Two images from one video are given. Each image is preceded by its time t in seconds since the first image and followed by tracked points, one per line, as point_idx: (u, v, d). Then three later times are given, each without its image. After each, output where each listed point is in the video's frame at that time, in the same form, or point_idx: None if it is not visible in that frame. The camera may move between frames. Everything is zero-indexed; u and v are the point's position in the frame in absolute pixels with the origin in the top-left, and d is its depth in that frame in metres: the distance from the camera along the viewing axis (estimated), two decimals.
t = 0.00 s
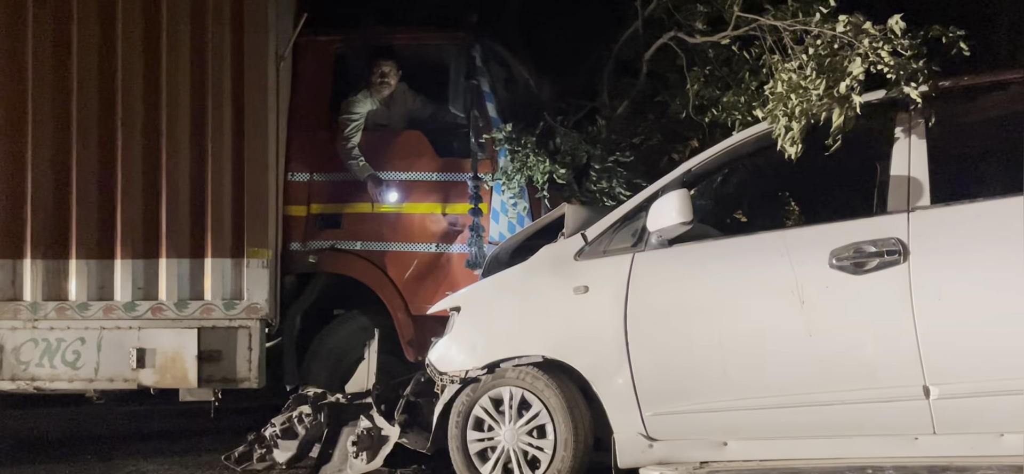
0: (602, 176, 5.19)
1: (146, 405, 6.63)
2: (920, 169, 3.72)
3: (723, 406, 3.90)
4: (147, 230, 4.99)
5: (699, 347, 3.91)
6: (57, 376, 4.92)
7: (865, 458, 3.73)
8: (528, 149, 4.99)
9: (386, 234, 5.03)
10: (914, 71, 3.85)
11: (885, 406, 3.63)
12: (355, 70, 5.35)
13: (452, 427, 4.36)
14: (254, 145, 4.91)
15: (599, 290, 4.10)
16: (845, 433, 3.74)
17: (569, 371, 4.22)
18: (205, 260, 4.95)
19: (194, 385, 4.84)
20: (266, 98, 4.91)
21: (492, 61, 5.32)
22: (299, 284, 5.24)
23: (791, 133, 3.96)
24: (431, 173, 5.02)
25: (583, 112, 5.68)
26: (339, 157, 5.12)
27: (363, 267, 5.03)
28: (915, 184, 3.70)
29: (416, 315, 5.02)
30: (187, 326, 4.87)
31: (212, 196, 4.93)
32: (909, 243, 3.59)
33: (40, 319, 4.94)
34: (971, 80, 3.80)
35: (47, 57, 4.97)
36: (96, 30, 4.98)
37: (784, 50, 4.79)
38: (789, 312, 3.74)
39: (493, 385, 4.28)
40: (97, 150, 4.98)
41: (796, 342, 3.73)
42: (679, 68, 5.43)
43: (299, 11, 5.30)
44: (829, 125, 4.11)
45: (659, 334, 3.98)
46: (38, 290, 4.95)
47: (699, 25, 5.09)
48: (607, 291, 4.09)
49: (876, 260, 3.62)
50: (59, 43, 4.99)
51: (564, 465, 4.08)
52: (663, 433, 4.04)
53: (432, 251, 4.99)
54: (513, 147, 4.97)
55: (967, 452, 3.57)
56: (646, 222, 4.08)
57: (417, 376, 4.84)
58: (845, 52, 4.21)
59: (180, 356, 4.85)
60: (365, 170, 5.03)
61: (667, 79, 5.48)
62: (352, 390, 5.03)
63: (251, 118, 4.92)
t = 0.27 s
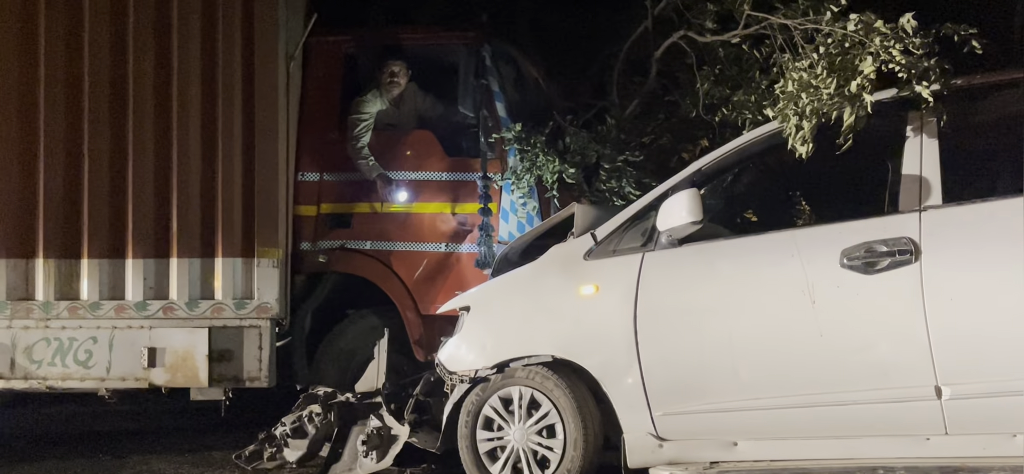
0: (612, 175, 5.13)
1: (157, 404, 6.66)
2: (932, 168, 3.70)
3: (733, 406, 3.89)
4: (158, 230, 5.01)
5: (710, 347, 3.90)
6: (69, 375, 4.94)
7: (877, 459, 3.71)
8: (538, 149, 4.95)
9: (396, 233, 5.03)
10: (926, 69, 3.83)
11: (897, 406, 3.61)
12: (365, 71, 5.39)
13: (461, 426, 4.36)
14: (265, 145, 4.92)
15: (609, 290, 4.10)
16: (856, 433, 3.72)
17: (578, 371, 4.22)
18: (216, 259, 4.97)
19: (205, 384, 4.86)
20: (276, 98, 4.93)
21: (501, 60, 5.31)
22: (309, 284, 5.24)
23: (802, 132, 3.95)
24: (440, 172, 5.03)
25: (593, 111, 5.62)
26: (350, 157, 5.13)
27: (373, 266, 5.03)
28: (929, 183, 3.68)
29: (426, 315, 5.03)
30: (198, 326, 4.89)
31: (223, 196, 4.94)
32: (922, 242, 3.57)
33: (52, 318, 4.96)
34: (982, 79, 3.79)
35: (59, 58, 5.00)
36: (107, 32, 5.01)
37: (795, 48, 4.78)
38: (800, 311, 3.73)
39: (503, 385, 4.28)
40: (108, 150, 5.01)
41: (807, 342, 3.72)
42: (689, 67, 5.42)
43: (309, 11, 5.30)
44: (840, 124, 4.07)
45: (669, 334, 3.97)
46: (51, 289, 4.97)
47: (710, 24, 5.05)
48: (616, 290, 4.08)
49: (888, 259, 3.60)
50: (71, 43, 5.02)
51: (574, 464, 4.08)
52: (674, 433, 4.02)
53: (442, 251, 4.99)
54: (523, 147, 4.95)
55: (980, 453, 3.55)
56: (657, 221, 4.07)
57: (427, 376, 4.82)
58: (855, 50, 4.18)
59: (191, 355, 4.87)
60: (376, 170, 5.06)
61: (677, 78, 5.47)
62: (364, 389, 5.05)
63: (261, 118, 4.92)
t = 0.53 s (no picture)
0: (617, 174, 5.12)
1: (161, 403, 6.67)
2: (938, 168, 3.68)
3: (737, 406, 3.88)
4: (163, 229, 5.02)
5: (714, 347, 3.89)
6: (74, 373, 4.95)
7: (881, 459, 3.70)
8: (542, 148, 4.98)
9: (400, 233, 5.04)
10: (932, 69, 3.82)
11: (902, 407, 3.60)
12: (370, 72, 5.43)
13: (465, 425, 4.36)
14: (269, 144, 4.92)
15: (612, 289, 4.09)
16: (861, 433, 3.70)
17: (582, 370, 4.21)
18: (220, 258, 4.97)
19: (209, 383, 4.86)
20: (281, 97, 4.93)
21: (506, 59, 5.31)
22: (314, 283, 5.24)
23: (807, 132, 3.92)
24: (444, 172, 5.03)
25: (598, 111, 5.63)
26: (354, 156, 5.14)
27: (377, 266, 5.03)
28: (936, 183, 3.66)
29: (429, 314, 5.01)
30: (203, 324, 4.89)
31: (227, 196, 4.94)
32: (927, 243, 3.56)
33: (57, 317, 4.97)
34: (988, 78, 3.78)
35: (64, 57, 5.01)
36: (113, 31, 5.02)
37: (800, 48, 4.77)
38: (805, 311, 3.72)
39: (507, 384, 4.28)
40: (114, 149, 5.02)
41: (812, 342, 3.71)
42: (693, 67, 5.37)
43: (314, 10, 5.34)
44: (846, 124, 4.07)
45: (673, 334, 3.96)
46: (56, 288, 4.99)
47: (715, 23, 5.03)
48: (621, 290, 4.08)
49: (893, 260, 3.59)
50: (76, 42, 5.03)
51: (578, 464, 4.07)
52: (678, 433, 4.02)
53: (446, 250, 5.00)
54: (527, 146, 4.96)
55: (986, 454, 3.53)
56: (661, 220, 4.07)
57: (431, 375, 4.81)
58: (861, 49, 4.16)
59: (196, 353, 4.88)
60: (379, 170, 5.03)
61: (682, 77, 5.46)
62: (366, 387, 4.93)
63: (266, 118, 4.92)
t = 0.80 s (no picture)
0: (619, 174, 5.11)
1: (164, 401, 6.68)
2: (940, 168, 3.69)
3: (738, 406, 3.88)
4: (165, 228, 5.03)
5: (715, 347, 3.89)
6: (76, 372, 4.96)
7: (882, 460, 3.70)
8: (544, 148, 4.96)
9: (402, 232, 5.04)
10: (934, 68, 3.83)
11: (903, 407, 3.60)
12: (372, 69, 5.38)
13: (466, 425, 4.36)
14: (272, 144, 4.92)
15: (614, 289, 4.10)
16: (862, 433, 3.71)
17: (584, 370, 4.21)
18: (223, 257, 4.98)
19: (211, 382, 4.87)
20: (284, 95, 4.93)
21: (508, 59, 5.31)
22: (316, 282, 5.25)
23: (810, 132, 3.93)
24: (447, 171, 5.02)
25: (601, 111, 5.70)
26: (357, 156, 5.15)
27: (379, 265, 5.04)
28: (937, 183, 3.67)
29: (432, 313, 5.02)
30: (205, 323, 4.89)
31: (230, 195, 4.95)
32: (929, 243, 3.56)
33: (60, 315, 4.98)
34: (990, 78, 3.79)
35: (67, 56, 5.02)
36: (115, 30, 5.02)
37: (803, 48, 4.75)
38: (807, 311, 3.72)
39: (508, 384, 4.28)
40: (116, 148, 5.02)
41: (813, 342, 3.71)
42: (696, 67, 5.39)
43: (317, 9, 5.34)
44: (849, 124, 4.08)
45: (675, 334, 3.96)
46: (58, 286, 5.00)
47: (717, 23, 5.02)
48: (622, 289, 4.08)
49: (895, 260, 3.59)
50: (78, 41, 5.04)
51: (579, 463, 4.07)
52: (679, 433, 4.02)
53: (448, 250, 5.00)
54: (529, 146, 4.94)
55: (987, 454, 3.53)
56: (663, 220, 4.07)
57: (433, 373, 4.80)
58: (864, 49, 4.16)
59: (198, 352, 4.88)
60: (382, 169, 5.06)
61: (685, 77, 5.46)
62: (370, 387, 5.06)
63: (269, 117, 4.93)
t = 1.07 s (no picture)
0: (618, 175, 5.01)
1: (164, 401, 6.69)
2: (938, 169, 3.69)
3: (737, 406, 3.88)
4: (164, 228, 5.03)
5: (714, 347, 3.90)
6: (75, 371, 4.96)
7: (881, 461, 3.70)
8: (544, 148, 4.90)
9: (401, 232, 5.05)
10: (933, 70, 3.85)
11: (902, 408, 3.61)
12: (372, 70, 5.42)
13: (465, 425, 4.36)
14: (271, 144, 4.92)
15: (613, 289, 4.10)
16: (861, 434, 3.71)
17: (583, 370, 4.21)
18: (222, 256, 4.98)
19: (210, 382, 4.87)
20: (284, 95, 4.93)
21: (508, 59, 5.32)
22: (316, 282, 5.25)
23: (809, 133, 3.92)
24: (446, 172, 5.03)
25: (600, 111, 5.67)
26: (356, 156, 5.17)
27: (379, 264, 5.05)
28: (935, 183, 3.67)
29: (431, 313, 5.02)
30: (204, 323, 4.89)
31: (229, 195, 4.94)
32: (928, 244, 3.56)
33: (59, 314, 4.98)
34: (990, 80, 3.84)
35: (66, 56, 5.01)
36: (113, 29, 5.02)
37: (803, 49, 4.71)
38: (806, 312, 3.72)
39: (507, 384, 4.28)
40: (115, 147, 5.02)
41: (812, 343, 3.71)
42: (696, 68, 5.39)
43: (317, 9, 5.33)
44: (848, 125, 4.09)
45: (674, 334, 3.97)
46: (58, 285, 5.00)
47: (717, 24, 4.99)
48: (622, 290, 4.08)
49: (894, 261, 3.60)
50: (77, 41, 5.03)
51: (578, 464, 4.07)
52: (678, 433, 4.02)
53: (448, 250, 5.00)
54: (529, 146, 4.90)
55: (986, 455, 3.53)
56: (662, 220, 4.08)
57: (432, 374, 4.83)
58: (863, 51, 4.17)
59: (197, 352, 4.88)
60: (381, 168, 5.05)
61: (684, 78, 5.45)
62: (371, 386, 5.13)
63: (268, 118, 4.92)
